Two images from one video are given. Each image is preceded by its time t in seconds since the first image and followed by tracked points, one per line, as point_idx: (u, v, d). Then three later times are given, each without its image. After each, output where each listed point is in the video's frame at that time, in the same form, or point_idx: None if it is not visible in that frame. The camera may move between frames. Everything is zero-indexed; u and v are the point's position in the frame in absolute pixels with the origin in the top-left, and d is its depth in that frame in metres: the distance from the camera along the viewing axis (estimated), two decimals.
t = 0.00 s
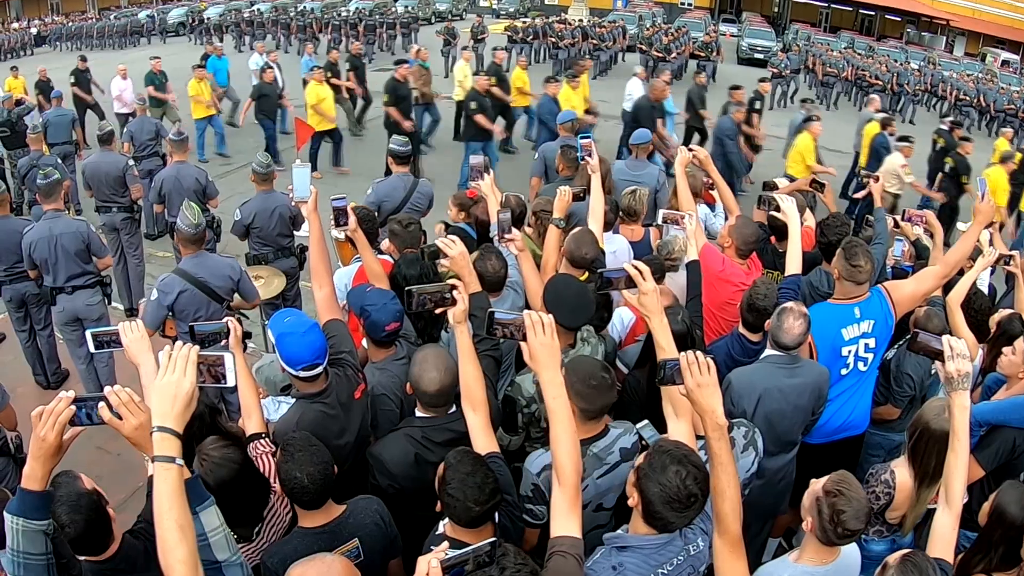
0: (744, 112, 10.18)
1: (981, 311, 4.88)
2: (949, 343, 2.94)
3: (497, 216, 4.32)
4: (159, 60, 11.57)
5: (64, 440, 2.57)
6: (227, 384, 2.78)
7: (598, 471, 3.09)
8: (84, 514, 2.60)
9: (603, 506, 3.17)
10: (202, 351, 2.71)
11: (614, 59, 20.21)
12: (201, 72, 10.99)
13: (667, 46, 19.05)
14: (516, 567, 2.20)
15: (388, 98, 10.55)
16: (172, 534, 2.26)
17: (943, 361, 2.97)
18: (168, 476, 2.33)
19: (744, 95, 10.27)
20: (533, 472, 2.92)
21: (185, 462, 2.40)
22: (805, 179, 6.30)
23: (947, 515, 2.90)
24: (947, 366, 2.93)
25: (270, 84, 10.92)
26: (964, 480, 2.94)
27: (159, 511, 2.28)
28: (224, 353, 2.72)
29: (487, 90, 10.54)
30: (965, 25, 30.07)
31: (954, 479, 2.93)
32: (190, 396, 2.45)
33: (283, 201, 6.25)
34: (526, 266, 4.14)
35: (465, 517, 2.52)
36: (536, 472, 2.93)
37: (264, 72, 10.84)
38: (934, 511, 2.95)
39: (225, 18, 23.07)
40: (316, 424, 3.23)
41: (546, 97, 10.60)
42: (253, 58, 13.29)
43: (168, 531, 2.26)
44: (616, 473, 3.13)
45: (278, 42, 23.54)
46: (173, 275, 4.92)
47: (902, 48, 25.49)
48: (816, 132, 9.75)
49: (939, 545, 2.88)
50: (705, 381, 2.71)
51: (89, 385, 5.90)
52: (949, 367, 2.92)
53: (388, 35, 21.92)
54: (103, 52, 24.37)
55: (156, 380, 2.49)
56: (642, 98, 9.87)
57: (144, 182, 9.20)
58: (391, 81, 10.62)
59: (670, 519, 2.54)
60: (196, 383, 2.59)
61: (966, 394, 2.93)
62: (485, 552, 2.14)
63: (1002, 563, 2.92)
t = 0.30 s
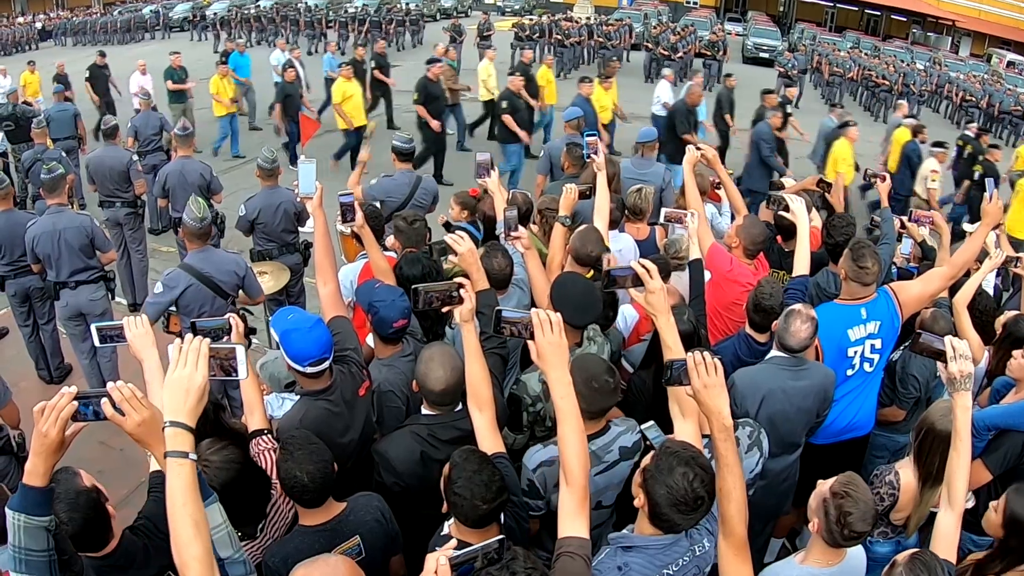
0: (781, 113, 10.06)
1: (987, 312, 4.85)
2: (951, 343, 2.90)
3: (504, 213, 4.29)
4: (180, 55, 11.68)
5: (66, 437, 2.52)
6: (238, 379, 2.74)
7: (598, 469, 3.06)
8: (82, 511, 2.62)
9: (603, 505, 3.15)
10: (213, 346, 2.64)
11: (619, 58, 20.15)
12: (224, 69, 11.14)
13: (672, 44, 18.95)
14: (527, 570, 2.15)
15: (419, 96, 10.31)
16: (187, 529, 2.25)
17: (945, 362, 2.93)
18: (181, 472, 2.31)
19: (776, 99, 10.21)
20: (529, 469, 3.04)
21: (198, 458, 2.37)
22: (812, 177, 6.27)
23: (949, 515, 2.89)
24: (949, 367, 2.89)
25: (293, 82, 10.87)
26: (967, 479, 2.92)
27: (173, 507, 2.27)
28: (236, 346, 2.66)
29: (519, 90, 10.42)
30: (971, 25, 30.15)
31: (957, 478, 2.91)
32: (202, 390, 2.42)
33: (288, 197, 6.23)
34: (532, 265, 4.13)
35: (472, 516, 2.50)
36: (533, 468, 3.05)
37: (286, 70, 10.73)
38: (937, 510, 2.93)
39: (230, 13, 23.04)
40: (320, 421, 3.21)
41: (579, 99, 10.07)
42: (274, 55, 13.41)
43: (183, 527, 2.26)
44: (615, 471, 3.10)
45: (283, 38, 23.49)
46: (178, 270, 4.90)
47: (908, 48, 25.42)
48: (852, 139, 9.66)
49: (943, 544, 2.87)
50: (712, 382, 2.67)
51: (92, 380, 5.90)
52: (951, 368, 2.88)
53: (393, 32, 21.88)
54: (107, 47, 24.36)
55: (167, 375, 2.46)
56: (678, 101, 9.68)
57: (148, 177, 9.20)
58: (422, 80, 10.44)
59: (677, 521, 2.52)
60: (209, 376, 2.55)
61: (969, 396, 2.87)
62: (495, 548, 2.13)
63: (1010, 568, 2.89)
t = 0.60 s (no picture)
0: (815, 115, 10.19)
1: (989, 312, 4.85)
2: (948, 341, 2.90)
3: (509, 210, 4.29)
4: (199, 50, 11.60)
5: (71, 431, 2.50)
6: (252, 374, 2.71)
7: (598, 465, 3.06)
8: (82, 507, 2.63)
9: (603, 501, 3.15)
10: (228, 342, 2.63)
11: (624, 55, 20.12)
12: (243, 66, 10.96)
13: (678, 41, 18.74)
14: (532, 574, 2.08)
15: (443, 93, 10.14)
16: (199, 526, 2.26)
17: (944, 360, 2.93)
18: (194, 469, 2.31)
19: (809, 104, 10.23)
20: (525, 459, 3.06)
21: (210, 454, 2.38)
22: (817, 177, 6.26)
23: (948, 511, 2.93)
24: (946, 364, 2.89)
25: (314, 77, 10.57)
26: (966, 475, 2.93)
27: (186, 504, 2.27)
28: (251, 342, 2.64)
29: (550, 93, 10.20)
30: (977, 25, 30.12)
31: (955, 475, 2.92)
32: (215, 387, 2.43)
33: (293, 192, 6.23)
34: (537, 262, 4.11)
35: (478, 512, 2.50)
36: (529, 458, 3.07)
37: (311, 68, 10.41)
38: (936, 507, 2.97)
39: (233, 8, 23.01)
40: (323, 416, 3.21)
41: (611, 101, 10.06)
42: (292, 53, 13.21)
43: (195, 524, 2.26)
44: (614, 467, 3.10)
45: (287, 33, 23.46)
46: (183, 265, 4.90)
47: (913, 48, 25.33)
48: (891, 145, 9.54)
49: (942, 541, 2.90)
50: (717, 382, 2.67)
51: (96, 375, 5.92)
52: (948, 365, 2.88)
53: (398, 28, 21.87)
54: (111, 42, 24.36)
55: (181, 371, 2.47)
56: (710, 104, 9.81)
57: (152, 172, 9.20)
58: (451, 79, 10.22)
59: (681, 518, 2.53)
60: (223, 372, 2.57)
61: (967, 392, 2.87)
62: (501, 546, 2.14)
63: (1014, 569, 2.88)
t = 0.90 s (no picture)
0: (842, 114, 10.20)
1: (988, 315, 4.87)
2: (940, 336, 2.98)
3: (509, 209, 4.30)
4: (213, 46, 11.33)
5: (74, 426, 2.52)
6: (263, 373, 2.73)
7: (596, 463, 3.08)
8: (82, 503, 2.68)
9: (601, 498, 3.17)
10: (240, 340, 2.65)
11: (624, 54, 20.14)
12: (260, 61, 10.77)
13: (677, 42, 18.79)
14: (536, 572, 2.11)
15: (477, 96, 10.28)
16: (207, 525, 2.27)
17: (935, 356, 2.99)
18: (204, 466, 2.33)
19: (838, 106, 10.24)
20: (523, 455, 3.07)
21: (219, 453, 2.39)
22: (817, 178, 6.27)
23: (941, 506, 2.94)
24: (939, 359, 2.95)
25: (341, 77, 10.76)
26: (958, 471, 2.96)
27: (194, 503, 2.29)
28: (263, 341, 2.66)
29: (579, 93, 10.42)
30: (978, 26, 30.03)
31: (947, 469, 2.95)
32: (226, 384, 2.44)
33: (295, 188, 6.24)
34: (537, 260, 4.12)
35: (479, 510, 2.51)
36: (527, 455, 3.08)
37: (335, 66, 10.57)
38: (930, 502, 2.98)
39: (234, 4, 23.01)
40: (325, 413, 3.23)
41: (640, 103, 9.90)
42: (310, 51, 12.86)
43: (202, 523, 2.28)
44: (612, 466, 3.12)
45: (288, 29, 23.45)
46: (185, 262, 4.91)
47: (913, 49, 25.34)
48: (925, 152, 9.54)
49: (935, 536, 2.92)
50: (716, 381, 2.68)
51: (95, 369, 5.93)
52: (941, 360, 2.94)
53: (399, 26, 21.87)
54: (110, 36, 24.34)
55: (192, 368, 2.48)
56: (744, 109, 9.77)
57: (153, 167, 9.21)
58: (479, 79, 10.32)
59: (678, 513, 2.55)
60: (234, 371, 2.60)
61: (959, 387, 2.93)
62: (502, 545, 2.16)
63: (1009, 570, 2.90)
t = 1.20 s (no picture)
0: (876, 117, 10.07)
1: (989, 318, 4.87)
2: (935, 332, 2.95)
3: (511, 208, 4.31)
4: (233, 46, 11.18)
5: (75, 424, 2.51)
6: (264, 370, 2.73)
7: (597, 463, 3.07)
8: (82, 503, 2.66)
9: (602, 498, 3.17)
10: (242, 337, 2.64)
11: (626, 55, 20.09)
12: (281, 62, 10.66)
13: (679, 42, 18.78)
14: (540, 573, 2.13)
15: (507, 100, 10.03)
16: (210, 526, 2.27)
17: (931, 351, 2.99)
18: (206, 467, 2.32)
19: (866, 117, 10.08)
20: (524, 453, 3.07)
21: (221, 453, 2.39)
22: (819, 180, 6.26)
23: (937, 502, 2.99)
24: (934, 355, 2.95)
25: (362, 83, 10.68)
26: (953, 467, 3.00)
27: (196, 503, 2.28)
28: (264, 338, 2.65)
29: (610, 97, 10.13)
30: (978, 30, 29.79)
31: (943, 465, 2.99)
32: (228, 383, 2.44)
33: (297, 186, 6.24)
34: (539, 260, 4.12)
35: (481, 510, 2.51)
36: (528, 453, 3.08)
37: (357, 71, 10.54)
38: (925, 497, 3.03)
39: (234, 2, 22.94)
40: (326, 412, 3.22)
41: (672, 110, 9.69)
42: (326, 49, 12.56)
43: (205, 524, 2.27)
44: (612, 466, 3.11)
45: (288, 27, 23.39)
46: (188, 258, 4.89)
47: (914, 51, 25.32)
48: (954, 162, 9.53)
49: (930, 532, 2.97)
50: (718, 382, 2.68)
51: (95, 367, 5.92)
52: (936, 357, 2.94)
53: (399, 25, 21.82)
54: (109, 34, 24.27)
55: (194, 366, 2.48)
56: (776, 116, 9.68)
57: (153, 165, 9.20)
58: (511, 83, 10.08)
59: (678, 513, 2.54)
60: (237, 369, 2.60)
61: (953, 384, 2.94)
62: (505, 547, 2.15)
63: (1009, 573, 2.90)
